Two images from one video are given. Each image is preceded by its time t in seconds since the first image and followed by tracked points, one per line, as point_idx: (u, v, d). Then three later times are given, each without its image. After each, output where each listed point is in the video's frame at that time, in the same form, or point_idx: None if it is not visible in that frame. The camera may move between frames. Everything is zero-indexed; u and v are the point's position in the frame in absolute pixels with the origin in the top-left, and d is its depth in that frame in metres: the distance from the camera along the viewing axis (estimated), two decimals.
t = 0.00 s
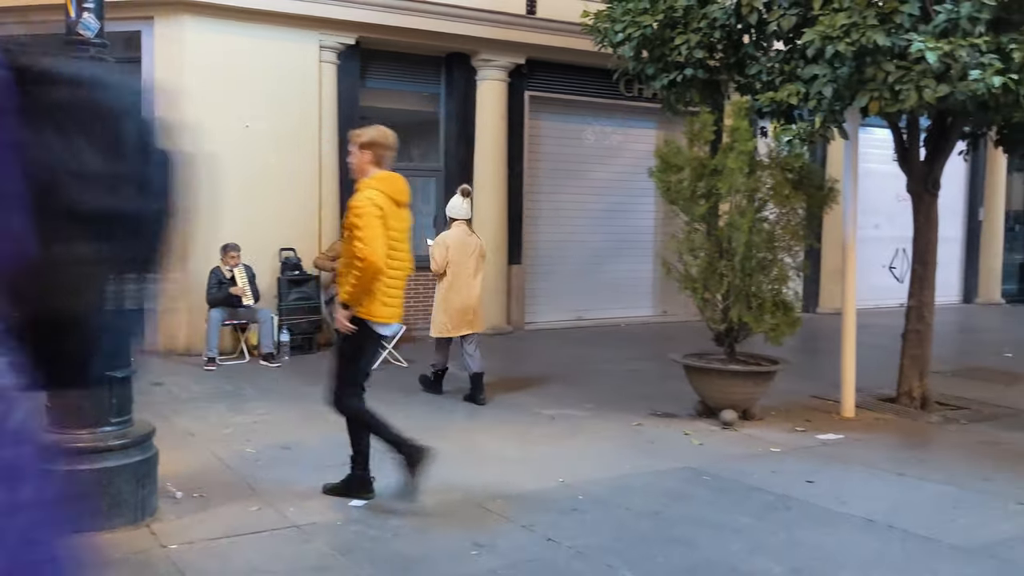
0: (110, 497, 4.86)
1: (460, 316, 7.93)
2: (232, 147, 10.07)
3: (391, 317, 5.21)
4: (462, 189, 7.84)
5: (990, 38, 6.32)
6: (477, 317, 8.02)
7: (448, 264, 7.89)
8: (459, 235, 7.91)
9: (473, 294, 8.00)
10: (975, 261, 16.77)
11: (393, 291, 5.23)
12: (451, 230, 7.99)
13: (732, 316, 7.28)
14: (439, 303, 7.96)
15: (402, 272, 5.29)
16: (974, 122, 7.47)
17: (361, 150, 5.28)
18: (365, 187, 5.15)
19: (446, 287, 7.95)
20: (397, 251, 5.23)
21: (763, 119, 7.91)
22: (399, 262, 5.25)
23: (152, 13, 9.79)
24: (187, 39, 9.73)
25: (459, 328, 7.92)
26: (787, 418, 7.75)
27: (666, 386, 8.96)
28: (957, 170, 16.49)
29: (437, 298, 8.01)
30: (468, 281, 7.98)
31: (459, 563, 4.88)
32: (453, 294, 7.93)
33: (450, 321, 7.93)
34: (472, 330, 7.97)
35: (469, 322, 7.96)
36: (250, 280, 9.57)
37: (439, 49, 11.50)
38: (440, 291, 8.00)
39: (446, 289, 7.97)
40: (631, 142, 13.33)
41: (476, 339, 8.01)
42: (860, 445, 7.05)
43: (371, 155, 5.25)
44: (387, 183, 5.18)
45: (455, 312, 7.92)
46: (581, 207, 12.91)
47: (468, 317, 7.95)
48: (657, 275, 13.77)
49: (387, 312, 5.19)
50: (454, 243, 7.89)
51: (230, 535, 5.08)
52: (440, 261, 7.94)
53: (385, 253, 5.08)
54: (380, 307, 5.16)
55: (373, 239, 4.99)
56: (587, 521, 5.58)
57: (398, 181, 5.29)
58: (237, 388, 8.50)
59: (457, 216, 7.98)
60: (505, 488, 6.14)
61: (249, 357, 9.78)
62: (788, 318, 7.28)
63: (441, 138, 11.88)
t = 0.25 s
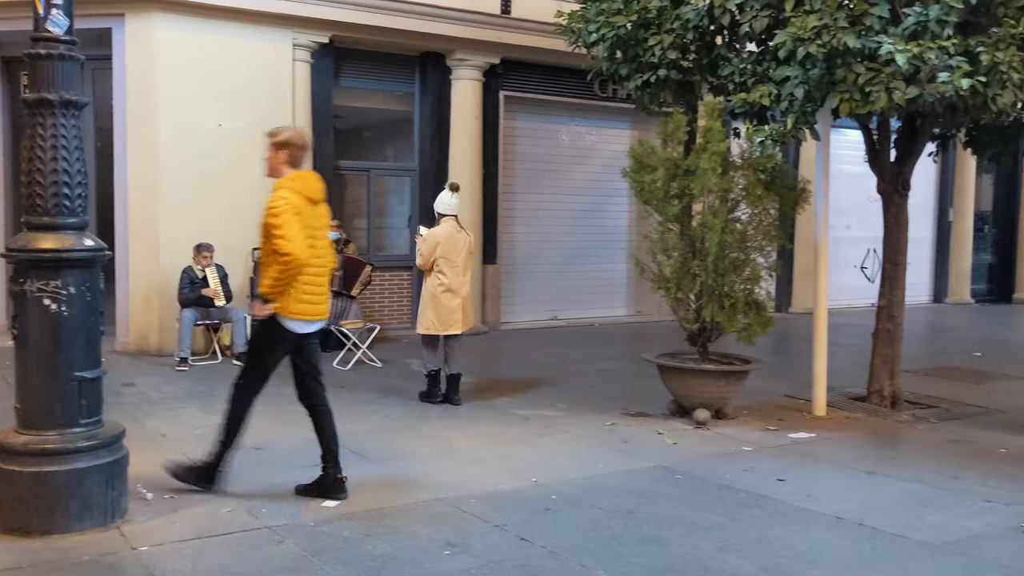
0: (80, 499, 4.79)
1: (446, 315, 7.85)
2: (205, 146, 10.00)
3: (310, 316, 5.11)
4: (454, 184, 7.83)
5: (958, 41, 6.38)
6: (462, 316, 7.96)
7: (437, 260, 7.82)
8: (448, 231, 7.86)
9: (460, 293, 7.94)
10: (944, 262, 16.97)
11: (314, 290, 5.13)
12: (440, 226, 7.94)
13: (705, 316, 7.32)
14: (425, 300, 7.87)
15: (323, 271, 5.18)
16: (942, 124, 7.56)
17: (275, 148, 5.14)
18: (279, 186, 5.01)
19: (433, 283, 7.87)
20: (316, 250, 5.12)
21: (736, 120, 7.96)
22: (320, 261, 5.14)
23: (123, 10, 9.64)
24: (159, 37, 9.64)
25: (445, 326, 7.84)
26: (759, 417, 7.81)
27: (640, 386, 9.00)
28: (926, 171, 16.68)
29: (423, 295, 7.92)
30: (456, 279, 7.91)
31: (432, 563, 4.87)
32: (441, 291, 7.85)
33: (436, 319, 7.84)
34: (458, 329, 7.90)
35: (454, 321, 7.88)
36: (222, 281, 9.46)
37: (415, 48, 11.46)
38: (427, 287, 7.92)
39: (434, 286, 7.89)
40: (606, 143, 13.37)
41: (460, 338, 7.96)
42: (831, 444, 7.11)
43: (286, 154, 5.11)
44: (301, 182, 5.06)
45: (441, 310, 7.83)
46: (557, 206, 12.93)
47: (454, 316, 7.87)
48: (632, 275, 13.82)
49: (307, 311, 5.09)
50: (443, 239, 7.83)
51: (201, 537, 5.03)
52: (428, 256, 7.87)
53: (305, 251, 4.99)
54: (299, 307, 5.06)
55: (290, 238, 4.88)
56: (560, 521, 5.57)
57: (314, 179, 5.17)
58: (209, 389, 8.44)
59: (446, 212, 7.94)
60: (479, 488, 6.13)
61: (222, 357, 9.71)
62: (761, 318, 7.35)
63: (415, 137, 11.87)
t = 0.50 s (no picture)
0: (55, 501, 4.74)
1: (434, 319, 7.67)
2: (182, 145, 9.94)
3: (223, 320, 5.10)
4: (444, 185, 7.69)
5: (933, 43, 6.43)
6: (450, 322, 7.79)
7: (424, 263, 7.68)
8: (437, 233, 7.72)
9: (448, 298, 7.77)
10: (921, 262, 17.11)
11: (228, 296, 5.12)
12: (429, 229, 7.80)
13: (684, 316, 7.35)
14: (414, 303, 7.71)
15: (239, 276, 5.18)
16: (918, 126, 7.64)
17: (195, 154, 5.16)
18: (195, 193, 5.03)
19: (422, 287, 7.72)
20: (231, 256, 5.12)
21: (715, 121, 7.99)
22: (235, 266, 5.14)
23: (99, 9, 9.58)
24: (136, 36, 9.59)
25: (433, 331, 7.65)
26: (737, 417, 7.85)
27: (619, 386, 9.02)
28: (903, 172, 16.82)
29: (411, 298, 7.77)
30: (444, 283, 7.76)
31: (410, 563, 4.86)
32: (429, 294, 7.69)
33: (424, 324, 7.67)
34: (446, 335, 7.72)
35: (442, 326, 7.70)
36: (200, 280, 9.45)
37: (395, 48, 11.44)
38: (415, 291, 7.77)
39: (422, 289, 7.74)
40: (585, 143, 13.39)
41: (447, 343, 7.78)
42: (808, 443, 7.16)
43: (204, 161, 5.13)
44: (217, 189, 5.07)
45: (429, 314, 7.66)
46: (537, 207, 12.94)
47: (442, 321, 7.70)
48: (612, 275, 13.85)
49: (218, 316, 5.07)
50: (432, 241, 7.70)
51: (178, 538, 5.01)
52: (416, 259, 7.73)
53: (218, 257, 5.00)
54: (209, 312, 5.06)
55: (200, 245, 4.88)
56: (538, 521, 5.58)
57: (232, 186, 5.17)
58: (187, 390, 8.39)
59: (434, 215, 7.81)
60: (458, 488, 6.13)
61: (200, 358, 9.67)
62: (739, 318, 7.40)
63: (395, 137, 11.87)
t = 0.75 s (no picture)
0: (28, 504, 4.70)
1: (422, 326, 7.48)
2: (157, 145, 9.88)
3: (136, 304, 5.11)
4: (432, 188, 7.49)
5: (906, 47, 6.49)
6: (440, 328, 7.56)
7: (412, 267, 7.51)
8: (426, 238, 7.53)
9: (438, 303, 7.55)
10: (895, 263, 17.28)
11: (135, 280, 5.09)
12: (420, 232, 7.62)
13: (660, 317, 7.38)
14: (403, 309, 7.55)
15: (152, 260, 5.18)
16: (891, 129, 7.73)
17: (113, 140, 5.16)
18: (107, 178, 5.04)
19: (411, 292, 7.54)
20: (144, 240, 5.10)
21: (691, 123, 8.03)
22: (147, 250, 5.13)
23: (73, 7, 9.50)
24: (111, 34, 9.51)
25: (420, 338, 7.47)
26: (713, 417, 7.89)
27: (597, 386, 9.05)
28: (878, 174, 16.97)
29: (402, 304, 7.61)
30: (434, 289, 7.55)
31: (386, 565, 4.86)
32: (418, 300, 7.50)
33: (411, 330, 7.49)
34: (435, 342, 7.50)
35: (430, 333, 7.50)
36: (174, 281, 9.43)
37: (373, 48, 11.41)
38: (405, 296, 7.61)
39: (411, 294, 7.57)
40: (564, 144, 13.42)
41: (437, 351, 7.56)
42: (783, 443, 7.21)
43: (122, 147, 5.15)
44: (129, 173, 5.05)
45: (416, 321, 7.48)
46: (515, 208, 12.95)
47: (430, 328, 7.49)
48: (590, 276, 13.89)
49: (130, 300, 5.09)
50: (421, 245, 7.51)
51: (152, 541, 4.98)
52: (405, 263, 7.56)
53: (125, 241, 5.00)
54: (122, 295, 5.08)
55: (100, 226, 4.87)
56: (515, 522, 5.59)
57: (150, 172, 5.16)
58: (162, 391, 8.34)
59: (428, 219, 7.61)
60: (435, 489, 6.13)
61: (175, 359, 9.62)
62: (715, 319, 7.44)
63: (373, 137, 11.85)
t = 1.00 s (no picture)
0: (3, 506, 4.69)
1: (411, 327, 7.43)
2: (135, 144, 9.81)
3: (72, 309, 5.11)
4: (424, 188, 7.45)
5: (882, 49, 6.54)
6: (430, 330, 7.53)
7: (404, 266, 7.48)
8: (418, 237, 7.51)
9: (428, 305, 7.53)
10: (872, 263, 17.42)
11: (69, 285, 5.10)
12: (411, 232, 7.61)
13: (640, 317, 7.41)
14: (392, 310, 7.50)
15: (85, 265, 5.17)
16: (868, 130, 7.80)
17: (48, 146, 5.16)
18: (39, 184, 5.04)
19: (401, 293, 7.49)
20: (76, 246, 5.11)
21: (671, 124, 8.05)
22: (79, 255, 5.13)
23: (49, 5, 9.42)
24: (88, 33, 9.44)
25: (410, 338, 7.41)
26: (692, 416, 7.93)
27: (577, 386, 9.07)
28: (855, 175, 17.10)
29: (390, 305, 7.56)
30: (424, 290, 7.52)
31: (364, 566, 4.85)
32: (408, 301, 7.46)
33: (401, 331, 7.44)
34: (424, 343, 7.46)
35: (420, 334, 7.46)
36: (151, 280, 9.34)
37: (353, 47, 11.39)
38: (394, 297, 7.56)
39: (401, 295, 7.52)
40: (544, 144, 13.43)
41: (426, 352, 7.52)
42: (761, 442, 7.26)
43: (58, 153, 5.13)
44: (61, 178, 5.05)
45: (406, 321, 7.43)
46: (496, 208, 12.96)
47: (420, 329, 7.45)
48: (571, 276, 13.91)
49: (65, 305, 5.09)
50: (413, 245, 7.49)
51: (129, 542, 4.95)
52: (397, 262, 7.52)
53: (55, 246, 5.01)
54: (56, 301, 5.07)
55: (29, 231, 4.89)
56: (494, 522, 5.59)
57: (85, 178, 5.15)
58: (140, 392, 8.28)
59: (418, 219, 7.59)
60: (414, 490, 6.13)
61: (153, 359, 9.55)
62: (694, 319, 7.47)
63: (353, 137, 11.81)
